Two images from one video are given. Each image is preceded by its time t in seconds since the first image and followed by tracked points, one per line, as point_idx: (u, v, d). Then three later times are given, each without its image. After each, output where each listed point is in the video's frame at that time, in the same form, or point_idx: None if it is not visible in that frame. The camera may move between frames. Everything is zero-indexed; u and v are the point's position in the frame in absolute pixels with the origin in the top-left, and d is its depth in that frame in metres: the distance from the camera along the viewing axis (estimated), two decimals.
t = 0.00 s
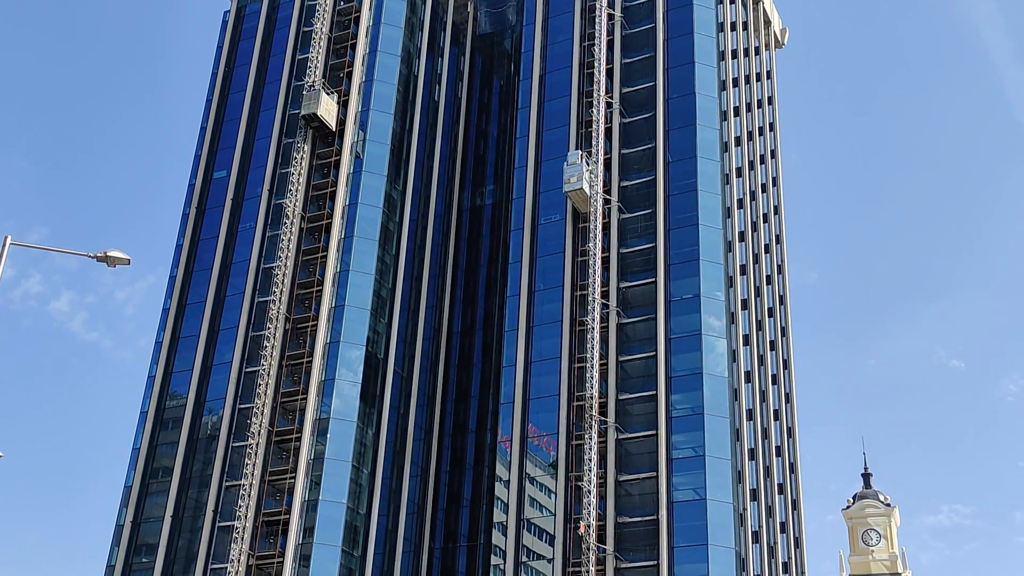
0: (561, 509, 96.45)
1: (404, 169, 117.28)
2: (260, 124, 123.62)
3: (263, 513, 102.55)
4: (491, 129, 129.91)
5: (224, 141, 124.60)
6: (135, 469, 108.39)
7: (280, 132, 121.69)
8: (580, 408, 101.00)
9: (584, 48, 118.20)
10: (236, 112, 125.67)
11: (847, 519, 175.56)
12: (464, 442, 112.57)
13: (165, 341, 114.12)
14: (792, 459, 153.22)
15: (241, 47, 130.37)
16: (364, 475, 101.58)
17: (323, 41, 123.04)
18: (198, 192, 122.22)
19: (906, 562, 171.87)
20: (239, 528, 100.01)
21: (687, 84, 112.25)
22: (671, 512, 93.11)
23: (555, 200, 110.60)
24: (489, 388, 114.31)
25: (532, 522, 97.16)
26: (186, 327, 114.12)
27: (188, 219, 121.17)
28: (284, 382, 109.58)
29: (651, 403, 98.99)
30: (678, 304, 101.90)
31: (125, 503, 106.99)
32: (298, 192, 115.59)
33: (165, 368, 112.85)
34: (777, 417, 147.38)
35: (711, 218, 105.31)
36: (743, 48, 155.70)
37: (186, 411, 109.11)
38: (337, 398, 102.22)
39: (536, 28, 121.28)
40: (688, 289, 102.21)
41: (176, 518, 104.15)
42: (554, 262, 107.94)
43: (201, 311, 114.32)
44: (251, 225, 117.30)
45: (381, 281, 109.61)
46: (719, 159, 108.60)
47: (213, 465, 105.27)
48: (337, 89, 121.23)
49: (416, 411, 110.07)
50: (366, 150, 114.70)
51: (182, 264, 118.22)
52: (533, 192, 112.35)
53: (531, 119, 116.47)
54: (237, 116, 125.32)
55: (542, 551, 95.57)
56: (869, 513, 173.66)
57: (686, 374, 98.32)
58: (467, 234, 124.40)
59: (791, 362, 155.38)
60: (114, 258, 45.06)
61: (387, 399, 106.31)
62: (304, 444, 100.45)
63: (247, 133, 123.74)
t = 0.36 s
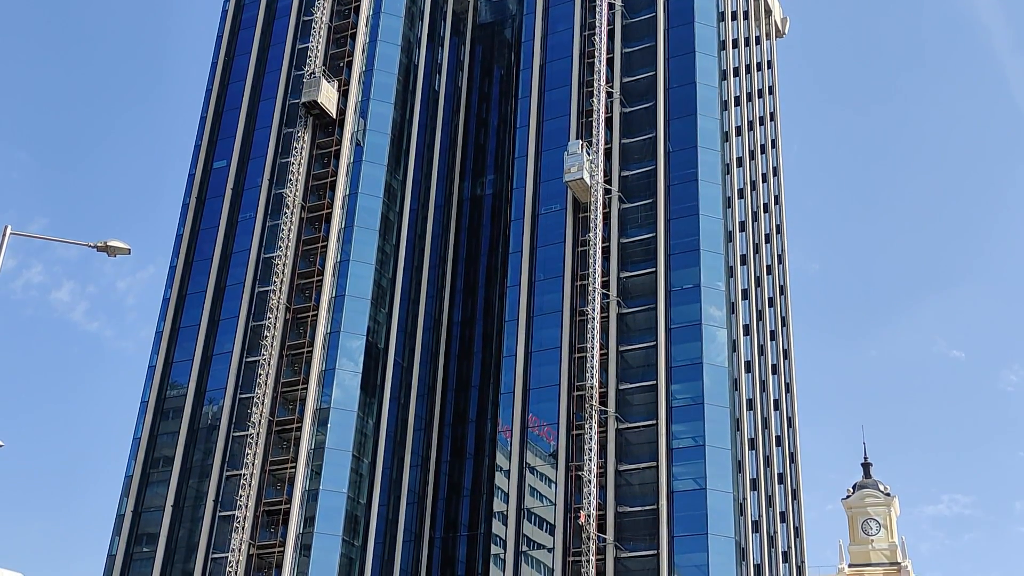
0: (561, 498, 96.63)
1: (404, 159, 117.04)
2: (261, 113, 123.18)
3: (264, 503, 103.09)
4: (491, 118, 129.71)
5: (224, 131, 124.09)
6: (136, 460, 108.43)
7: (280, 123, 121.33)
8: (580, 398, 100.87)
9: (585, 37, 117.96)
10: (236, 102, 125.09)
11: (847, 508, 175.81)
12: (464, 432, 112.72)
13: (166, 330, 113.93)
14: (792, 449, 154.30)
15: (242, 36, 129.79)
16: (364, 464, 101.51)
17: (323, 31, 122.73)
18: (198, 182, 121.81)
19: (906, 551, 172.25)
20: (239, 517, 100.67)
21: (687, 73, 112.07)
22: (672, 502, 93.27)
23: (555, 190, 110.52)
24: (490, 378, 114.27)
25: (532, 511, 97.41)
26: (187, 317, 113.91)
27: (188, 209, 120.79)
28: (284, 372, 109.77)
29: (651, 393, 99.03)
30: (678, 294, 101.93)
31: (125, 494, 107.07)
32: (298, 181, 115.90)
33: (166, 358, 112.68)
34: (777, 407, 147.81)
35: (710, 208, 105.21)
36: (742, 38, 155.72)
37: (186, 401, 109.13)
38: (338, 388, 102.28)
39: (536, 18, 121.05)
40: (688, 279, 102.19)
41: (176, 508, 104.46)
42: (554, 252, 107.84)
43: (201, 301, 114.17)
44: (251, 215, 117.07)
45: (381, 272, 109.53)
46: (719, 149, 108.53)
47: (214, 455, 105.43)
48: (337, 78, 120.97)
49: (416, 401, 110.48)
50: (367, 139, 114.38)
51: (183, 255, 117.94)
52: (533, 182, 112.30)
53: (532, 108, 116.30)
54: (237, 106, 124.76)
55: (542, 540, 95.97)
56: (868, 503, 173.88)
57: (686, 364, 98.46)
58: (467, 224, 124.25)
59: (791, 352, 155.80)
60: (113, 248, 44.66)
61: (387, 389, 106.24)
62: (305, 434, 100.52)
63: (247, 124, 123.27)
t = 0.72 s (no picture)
0: (562, 489, 95.19)
1: (405, 151, 114.84)
2: (261, 103, 120.80)
3: (264, 493, 101.50)
4: (491, 109, 127.37)
5: (224, 121, 121.77)
6: (137, 450, 106.71)
7: (280, 112, 119.06)
8: (580, 388, 99.77)
9: (586, 27, 115.96)
10: (237, 92, 122.74)
11: (847, 499, 174.18)
12: (465, 422, 111.03)
13: (167, 320, 112.19)
14: (792, 439, 152.91)
15: (242, 26, 127.28)
16: (364, 455, 99.54)
17: (324, 21, 120.75)
18: (198, 172, 119.47)
19: (905, 541, 170.76)
20: (239, 507, 99.10)
21: (689, 63, 110.22)
22: (672, 492, 91.77)
23: (556, 179, 108.70)
24: (490, 370, 112.48)
25: (533, 501, 95.96)
26: (188, 307, 112.15)
27: (189, 199, 118.60)
28: (284, 362, 107.77)
29: (652, 383, 97.42)
30: (678, 284, 100.31)
31: (127, 483, 105.50)
32: (298, 171, 113.68)
33: (167, 348, 111.05)
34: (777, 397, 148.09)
35: (711, 199, 103.55)
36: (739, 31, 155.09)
37: (186, 392, 107.43)
38: (339, 378, 100.58)
39: (537, 8, 118.95)
40: (689, 269, 100.63)
41: (177, 498, 102.88)
42: (556, 242, 106.09)
43: (202, 290, 112.41)
44: (252, 206, 114.98)
45: (381, 262, 107.62)
46: (720, 139, 106.74)
47: (214, 446, 103.94)
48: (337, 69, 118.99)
49: (416, 391, 108.60)
50: (367, 131, 112.24)
51: (183, 245, 115.93)
52: (534, 172, 110.61)
53: (533, 97, 114.37)
54: (238, 96, 122.44)
55: (543, 530, 94.48)
56: (868, 493, 172.13)
57: (686, 355, 96.85)
58: (467, 215, 122.03)
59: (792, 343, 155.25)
60: (114, 238, 44.17)
61: (388, 380, 104.42)
62: (307, 424, 98.98)
63: (248, 112, 121.05)
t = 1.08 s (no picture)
0: (563, 478, 95.36)
1: (405, 139, 114.62)
2: (261, 93, 120.63)
3: (265, 482, 101.56)
4: (492, 98, 127.36)
5: (224, 110, 121.59)
6: (138, 438, 106.85)
7: (281, 101, 118.88)
8: (581, 377, 99.78)
9: (587, 16, 115.65)
10: (237, 81, 122.51)
11: (847, 488, 174.29)
12: (466, 411, 111.18)
13: (167, 310, 112.19)
14: (792, 428, 152.60)
15: (242, 15, 126.95)
16: (364, 444, 99.62)
17: (324, 10, 120.46)
18: (199, 161, 119.38)
19: (905, 529, 171.00)
20: (240, 496, 99.30)
21: (689, 52, 110.04)
22: (672, 481, 91.89)
23: (556, 169, 108.67)
24: (490, 360, 112.54)
25: (533, 490, 96.13)
26: (188, 296, 112.23)
27: (189, 188, 118.55)
28: (285, 351, 107.89)
29: (652, 372, 97.52)
30: (679, 274, 100.33)
31: (128, 472, 105.70)
32: (298, 160, 113.60)
33: (168, 337, 111.12)
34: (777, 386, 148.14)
35: (712, 188, 103.49)
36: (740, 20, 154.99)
37: (187, 381, 107.55)
38: (339, 367, 100.65)
39: None
40: (689, 259, 100.66)
41: (178, 487, 103.06)
42: (557, 232, 106.04)
43: (203, 279, 112.43)
44: (252, 194, 114.93)
45: (381, 252, 107.54)
46: (721, 128, 106.65)
47: (215, 434, 104.06)
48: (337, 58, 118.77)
49: (416, 380, 108.53)
50: (367, 121, 112.00)
51: (183, 235, 115.87)
52: (534, 162, 110.48)
53: (533, 87, 114.03)
54: (238, 85, 122.22)
55: (543, 519, 94.71)
56: (868, 482, 172.35)
57: (686, 344, 96.92)
58: (468, 204, 121.84)
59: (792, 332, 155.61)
60: (114, 227, 44.15)
61: (388, 369, 104.43)
62: (308, 413, 99.13)
63: (248, 101, 120.82)
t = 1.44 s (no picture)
0: (563, 467, 95.42)
1: (405, 128, 114.40)
2: (261, 82, 120.43)
3: (265, 471, 101.79)
4: (493, 88, 127.86)
5: (224, 99, 121.41)
6: (138, 428, 106.94)
7: (281, 90, 118.69)
8: (581, 367, 99.86)
9: (587, 5, 115.33)
10: (237, 70, 122.32)
11: (847, 477, 174.60)
12: (466, 401, 111.33)
13: (167, 299, 112.16)
14: (792, 417, 152.66)
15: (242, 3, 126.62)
16: (365, 434, 99.63)
17: None
18: (199, 150, 119.27)
19: (905, 519, 171.17)
20: (241, 485, 99.46)
21: (690, 41, 109.75)
22: (672, 471, 91.97)
23: (556, 158, 108.57)
24: (490, 349, 112.65)
25: (534, 479, 96.23)
26: (189, 285, 112.25)
27: (189, 177, 118.50)
28: (285, 340, 107.97)
29: (653, 361, 97.50)
30: (679, 263, 100.27)
31: (129, 461, 105.82)
32: (299, 150, 113.50)
33: (168, 326, 111.13)
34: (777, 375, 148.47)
35: (713, 177, 103.36)
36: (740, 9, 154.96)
37: (187, 371, 107.62)
38: (340, 356, 100.68)
39: None
40: (689, 248, 100.64)
41: (178, 476, 103.20)
42: (557, 221, 105.93)
43: (203, 268, 112.41)
44: (252, 183, 114.83)
45: (382, 242, 107.47)
46: (722, 117, 106.50)
47: (216, 424, 104.16)
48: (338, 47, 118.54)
49: (416, 370, 108.31)
50: (367, 110, 111.81)
51: (183, 224, 115.81)
52: (535, 151, 110.29)
53: (534, 76, 113.68)
54: (238, 74, 122.01)
55: (543, 508, 94.83)
56: (868, 472, 172.57)
57: (687, 334, 96.93)
58: (468, 192, 121.64)
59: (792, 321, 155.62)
60: (114, 216, 44.16)
61: (388, 359, 104.41)
62: (308, 402, 99.02)
63: (248, 90, 120.63)
